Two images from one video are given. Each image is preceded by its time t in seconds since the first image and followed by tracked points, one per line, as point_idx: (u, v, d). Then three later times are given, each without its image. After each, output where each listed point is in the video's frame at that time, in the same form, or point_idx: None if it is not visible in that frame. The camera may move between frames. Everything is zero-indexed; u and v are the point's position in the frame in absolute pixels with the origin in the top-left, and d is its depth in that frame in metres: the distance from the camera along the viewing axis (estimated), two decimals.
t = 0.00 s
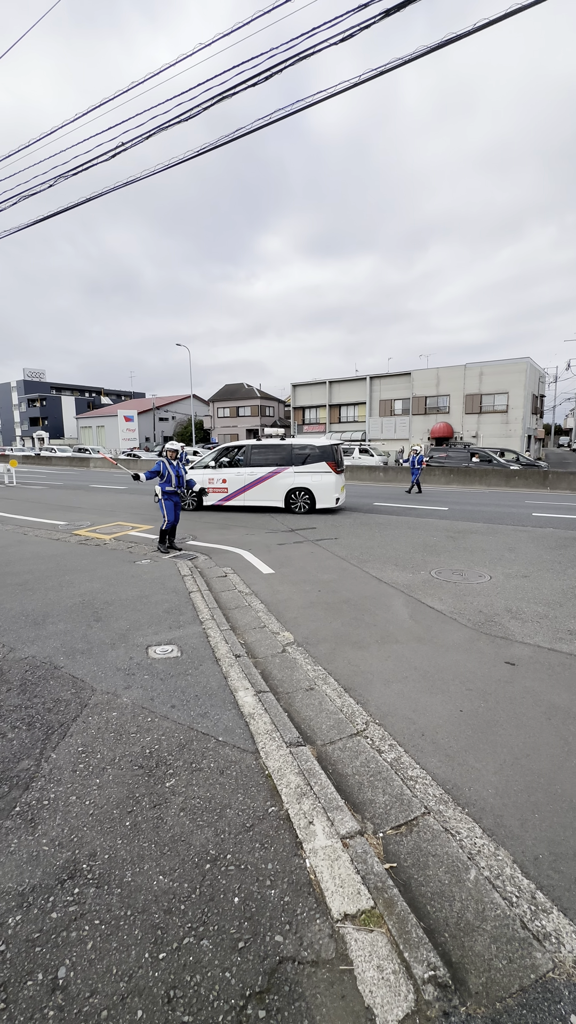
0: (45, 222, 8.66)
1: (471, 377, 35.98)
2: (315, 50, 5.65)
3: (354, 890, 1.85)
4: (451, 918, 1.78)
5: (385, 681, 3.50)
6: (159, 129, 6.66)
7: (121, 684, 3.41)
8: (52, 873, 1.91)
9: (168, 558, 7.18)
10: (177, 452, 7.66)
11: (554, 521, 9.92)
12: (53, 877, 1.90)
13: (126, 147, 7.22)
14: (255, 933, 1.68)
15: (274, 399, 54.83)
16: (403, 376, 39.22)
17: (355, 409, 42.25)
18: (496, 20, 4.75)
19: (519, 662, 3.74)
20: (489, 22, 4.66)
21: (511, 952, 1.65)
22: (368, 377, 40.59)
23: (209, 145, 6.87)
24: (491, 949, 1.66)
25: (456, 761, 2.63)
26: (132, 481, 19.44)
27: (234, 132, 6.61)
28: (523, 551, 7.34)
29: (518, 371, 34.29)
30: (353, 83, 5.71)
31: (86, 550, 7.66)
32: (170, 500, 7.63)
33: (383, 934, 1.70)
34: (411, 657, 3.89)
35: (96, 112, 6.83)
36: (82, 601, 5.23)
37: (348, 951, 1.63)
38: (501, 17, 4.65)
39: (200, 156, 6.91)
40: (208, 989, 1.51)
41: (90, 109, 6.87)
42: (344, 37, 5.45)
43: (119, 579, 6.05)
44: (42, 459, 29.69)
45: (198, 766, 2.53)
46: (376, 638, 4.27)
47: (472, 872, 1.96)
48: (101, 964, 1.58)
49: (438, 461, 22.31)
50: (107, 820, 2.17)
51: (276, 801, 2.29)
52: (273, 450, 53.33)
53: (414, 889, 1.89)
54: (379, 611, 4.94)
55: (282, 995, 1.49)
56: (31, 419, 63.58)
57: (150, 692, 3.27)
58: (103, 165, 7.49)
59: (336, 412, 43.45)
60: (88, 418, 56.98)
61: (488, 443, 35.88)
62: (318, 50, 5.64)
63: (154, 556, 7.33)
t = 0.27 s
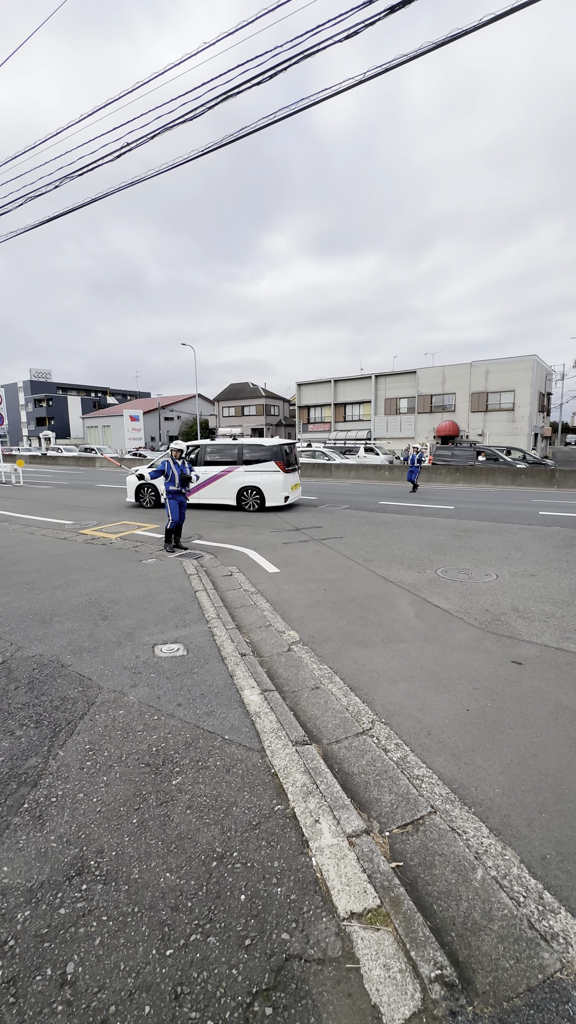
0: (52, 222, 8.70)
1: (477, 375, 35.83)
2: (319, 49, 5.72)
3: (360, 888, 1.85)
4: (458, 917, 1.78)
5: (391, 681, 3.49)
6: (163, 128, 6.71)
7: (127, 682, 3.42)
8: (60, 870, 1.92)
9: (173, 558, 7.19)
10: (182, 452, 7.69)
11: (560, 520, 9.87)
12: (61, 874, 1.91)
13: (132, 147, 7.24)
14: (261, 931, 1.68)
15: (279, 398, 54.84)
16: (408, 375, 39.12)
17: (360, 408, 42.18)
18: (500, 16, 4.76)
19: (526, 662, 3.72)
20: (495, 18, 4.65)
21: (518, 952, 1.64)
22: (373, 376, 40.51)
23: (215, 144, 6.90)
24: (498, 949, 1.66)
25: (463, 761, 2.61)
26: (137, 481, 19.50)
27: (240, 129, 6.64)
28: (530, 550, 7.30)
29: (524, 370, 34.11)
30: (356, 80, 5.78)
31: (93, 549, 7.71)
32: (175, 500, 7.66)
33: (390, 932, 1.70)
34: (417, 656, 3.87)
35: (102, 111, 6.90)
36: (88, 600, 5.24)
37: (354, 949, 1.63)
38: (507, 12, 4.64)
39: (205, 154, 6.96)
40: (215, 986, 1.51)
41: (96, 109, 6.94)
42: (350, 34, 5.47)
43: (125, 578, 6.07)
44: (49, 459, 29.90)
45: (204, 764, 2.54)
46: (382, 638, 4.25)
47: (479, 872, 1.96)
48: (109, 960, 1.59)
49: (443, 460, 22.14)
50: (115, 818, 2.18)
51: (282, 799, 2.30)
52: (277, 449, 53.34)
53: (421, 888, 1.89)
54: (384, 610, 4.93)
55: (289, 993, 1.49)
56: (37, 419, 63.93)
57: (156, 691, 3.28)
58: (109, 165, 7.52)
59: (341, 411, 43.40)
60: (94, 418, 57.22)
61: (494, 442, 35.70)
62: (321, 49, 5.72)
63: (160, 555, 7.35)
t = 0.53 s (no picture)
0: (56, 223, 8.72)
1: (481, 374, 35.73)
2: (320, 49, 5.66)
3: (364, 888, 1.85)
4: (462, 918, 1.77)
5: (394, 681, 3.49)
6: (166, 129, 6.68)
7: (132, 682, 3.43)
8: (65, 868, 1.94)
9: (178, 558, 7.21)
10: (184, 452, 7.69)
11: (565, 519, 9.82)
12: (67, 872, 1.92)
13: (135, 148, 7.25)
14: (266, 930, 1.69)
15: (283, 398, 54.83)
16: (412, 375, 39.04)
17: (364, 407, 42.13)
18: (507, 12, 4.70)
19: (530, 662, 3.71)
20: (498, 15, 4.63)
21: (523, 953, 1.64)
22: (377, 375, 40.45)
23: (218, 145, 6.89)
24: (502, 950, 1.65)
25: (468, 762, 2.61)
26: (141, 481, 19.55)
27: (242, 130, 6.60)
28: (535, 550, 7.27)
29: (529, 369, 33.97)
30: (360, 80, 5.68)
31: (97, 549, 7.74)
32: (176, 500, 7.64)
33: (394, 932, 1.70)
34: (421, 656, 3.87)
35: (105, 113, 6.87)
36: (93, 600, 5.26)
37: (358, 949, 1.64)
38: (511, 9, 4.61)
39: (208, 155, 6.90)
40: (220, 984, 1.52)
41: (100, 110, 6.91)
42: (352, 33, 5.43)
43: (129, 578, 6.09)
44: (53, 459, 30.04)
45: (209, 764, 2.54)
46: (386, 638, 4.25)
47: (483, 872, 1.95)
48: (114, 957, 1.60)
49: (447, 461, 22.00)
50: (120, 817, 2.19)
51: (286, 799, 2.30)
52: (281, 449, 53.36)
53: (425, 888, 1.89)
54: (388, 610, 4.93)
55: (293, 992, 1.50)
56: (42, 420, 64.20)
57: (160, 691, 3.29)
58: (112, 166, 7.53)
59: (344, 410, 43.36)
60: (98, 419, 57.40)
61: (498, 441, 35.58)
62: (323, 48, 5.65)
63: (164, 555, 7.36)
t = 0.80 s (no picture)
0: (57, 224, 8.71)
1: (483, 374, 35.68)
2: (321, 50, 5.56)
3: (366, 888, 1.85)
4: (464, 918, 1.77)
5: (397, 681, 3.49)
6: (167, 131, 6.65)
7: (134, 682, 3.44)
8: (68, 868, 1.94)
9: (180, 558, 7.22)
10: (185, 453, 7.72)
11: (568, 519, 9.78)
12: (69, 871, 1.93)
13: (135, 150, 7.15)
14: (268, 930, 1.69)
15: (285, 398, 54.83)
16: (414, 375, 39.01)
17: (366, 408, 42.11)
18: (510, 10, 4.64)
19: (533, 662, 3.70)
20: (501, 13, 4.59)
21: (525, 953, 1.64)
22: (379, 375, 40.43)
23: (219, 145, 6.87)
24: (504, 950, 1.65)
25: (470, 762, 2.60)
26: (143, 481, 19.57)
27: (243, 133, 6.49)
28: (537, 550, 7.25)
29: (531, 368, 33.90)
30: (362, 80, 5.60)
31: (100, 550, 7.77)
32: (176, 500, 7.69)
33: (396, 932, 1.70)
34: (424, 657, 3.86)
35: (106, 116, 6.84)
36: (96, 600, 5.27)
37: (360, 949, 1.64)
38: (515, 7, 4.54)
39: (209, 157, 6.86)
40: (222, 984, 1.52)
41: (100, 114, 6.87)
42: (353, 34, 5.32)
43: (132, 578, 6.10)
44: (56, 459, 30.17)
45: (211, 764, 2.54)
46: (388, 638, 4.25)
47: (485, 872, 1.95)
48: (117, 957, 1.61)
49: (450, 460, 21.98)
50: (122, 816, 2.20)
51: (288, 799, 2.30)
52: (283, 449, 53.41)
53: (427, 888, 1.88)
54: (390, 610, 4.92)
55: (295, 992, 1.50)
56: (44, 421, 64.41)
57: (162, 691, 3.30)
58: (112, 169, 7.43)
59: (346, 410, 43.36)
60: (100, 420, 57.54)
61: (501, 441, 35.53)
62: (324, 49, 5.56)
63: (166, 555, 7.38)
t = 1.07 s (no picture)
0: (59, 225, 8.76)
1: (484, 374, 35.70)
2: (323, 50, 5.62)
3: (367, 889, 1.85)
4: (465, 919, 1.77)
5: (398, 681, 3.49)
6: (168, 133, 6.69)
7: (136, 683, 3.45)
8: (70, 868, 1.95)
9: (181, 559, 7.24)
10: (185, 454, 7.73)
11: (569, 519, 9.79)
12: (71, 872, 1.93)
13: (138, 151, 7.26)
14: (269, 931, 1.69)
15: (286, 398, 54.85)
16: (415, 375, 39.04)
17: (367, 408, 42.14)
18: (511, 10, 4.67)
19: (534, 662, 3.70)
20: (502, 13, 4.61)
21: (527, 954, 1.63)
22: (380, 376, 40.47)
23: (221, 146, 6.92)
24: (506, 951, 1.65)
25: (471, 763, 2.60)
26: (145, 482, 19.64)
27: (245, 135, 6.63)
28: (539, 550, 7.25)
29: (533, 368, 33.91)
30: (362, 80, 5.67)
31: (102, 550, 7.80)
32: (175, 500, 7.70)
33: (397, 933, 1.70)
34: (425, 657, 3.87)
35: (109, 117, 6.91)
36: (97, 601, 5.29)
37: (361, 950, 1.64)
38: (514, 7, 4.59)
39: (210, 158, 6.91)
40: (223, 984, 1.52)
41: (102, 115, 6.95)
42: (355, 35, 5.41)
43: (133, 579, 6.12)
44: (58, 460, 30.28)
45: (212, 765, 2.55)
46: (389, 638, 4.25)
47: (487, 874, 1.95)
48: (118, 957, 1.61)
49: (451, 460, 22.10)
50: (124, 817, 2.20)
51: (289, 799, 2.30)
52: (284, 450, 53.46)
53: (428, 889, 1.88)
54: (391, 610, 4.93)
55: (296, 993, 1.50)
56: (46, 422, 64.60)
57: (164, 692, 3.30)
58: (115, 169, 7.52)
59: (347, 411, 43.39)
60: (102, 420, 57.67)
61: (502, 441, 35.54)
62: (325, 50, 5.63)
63: (168, 556, 7.40)
